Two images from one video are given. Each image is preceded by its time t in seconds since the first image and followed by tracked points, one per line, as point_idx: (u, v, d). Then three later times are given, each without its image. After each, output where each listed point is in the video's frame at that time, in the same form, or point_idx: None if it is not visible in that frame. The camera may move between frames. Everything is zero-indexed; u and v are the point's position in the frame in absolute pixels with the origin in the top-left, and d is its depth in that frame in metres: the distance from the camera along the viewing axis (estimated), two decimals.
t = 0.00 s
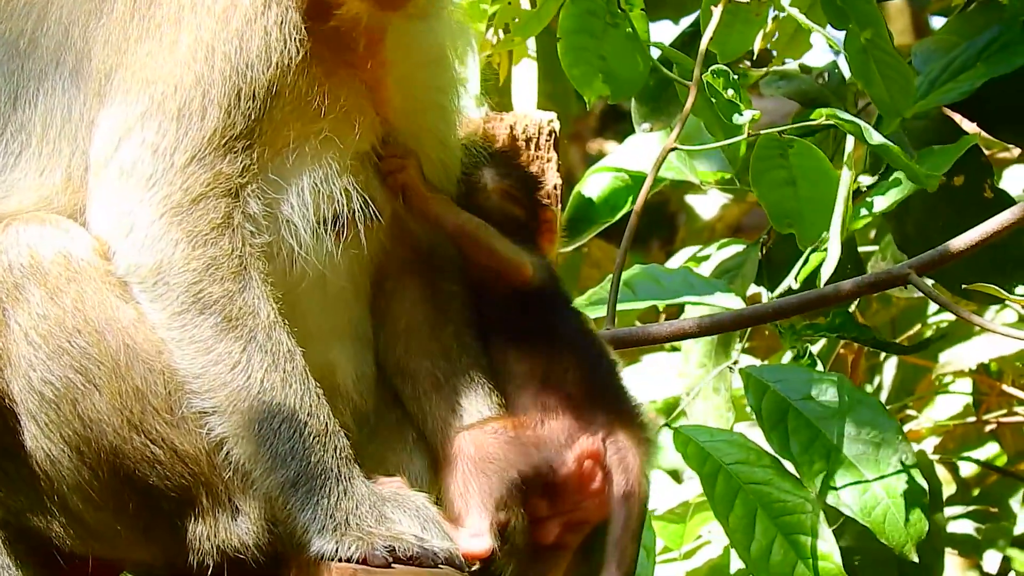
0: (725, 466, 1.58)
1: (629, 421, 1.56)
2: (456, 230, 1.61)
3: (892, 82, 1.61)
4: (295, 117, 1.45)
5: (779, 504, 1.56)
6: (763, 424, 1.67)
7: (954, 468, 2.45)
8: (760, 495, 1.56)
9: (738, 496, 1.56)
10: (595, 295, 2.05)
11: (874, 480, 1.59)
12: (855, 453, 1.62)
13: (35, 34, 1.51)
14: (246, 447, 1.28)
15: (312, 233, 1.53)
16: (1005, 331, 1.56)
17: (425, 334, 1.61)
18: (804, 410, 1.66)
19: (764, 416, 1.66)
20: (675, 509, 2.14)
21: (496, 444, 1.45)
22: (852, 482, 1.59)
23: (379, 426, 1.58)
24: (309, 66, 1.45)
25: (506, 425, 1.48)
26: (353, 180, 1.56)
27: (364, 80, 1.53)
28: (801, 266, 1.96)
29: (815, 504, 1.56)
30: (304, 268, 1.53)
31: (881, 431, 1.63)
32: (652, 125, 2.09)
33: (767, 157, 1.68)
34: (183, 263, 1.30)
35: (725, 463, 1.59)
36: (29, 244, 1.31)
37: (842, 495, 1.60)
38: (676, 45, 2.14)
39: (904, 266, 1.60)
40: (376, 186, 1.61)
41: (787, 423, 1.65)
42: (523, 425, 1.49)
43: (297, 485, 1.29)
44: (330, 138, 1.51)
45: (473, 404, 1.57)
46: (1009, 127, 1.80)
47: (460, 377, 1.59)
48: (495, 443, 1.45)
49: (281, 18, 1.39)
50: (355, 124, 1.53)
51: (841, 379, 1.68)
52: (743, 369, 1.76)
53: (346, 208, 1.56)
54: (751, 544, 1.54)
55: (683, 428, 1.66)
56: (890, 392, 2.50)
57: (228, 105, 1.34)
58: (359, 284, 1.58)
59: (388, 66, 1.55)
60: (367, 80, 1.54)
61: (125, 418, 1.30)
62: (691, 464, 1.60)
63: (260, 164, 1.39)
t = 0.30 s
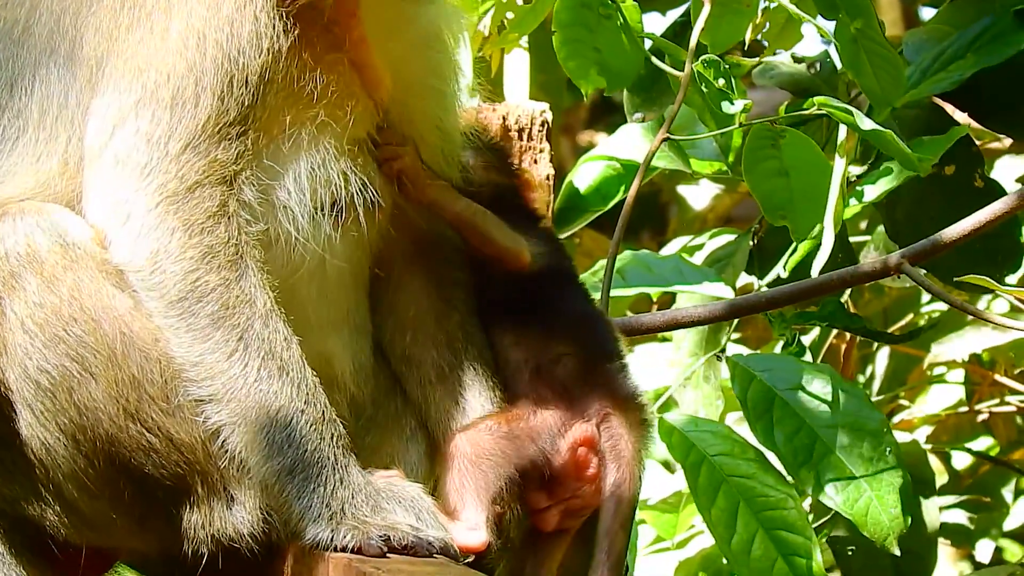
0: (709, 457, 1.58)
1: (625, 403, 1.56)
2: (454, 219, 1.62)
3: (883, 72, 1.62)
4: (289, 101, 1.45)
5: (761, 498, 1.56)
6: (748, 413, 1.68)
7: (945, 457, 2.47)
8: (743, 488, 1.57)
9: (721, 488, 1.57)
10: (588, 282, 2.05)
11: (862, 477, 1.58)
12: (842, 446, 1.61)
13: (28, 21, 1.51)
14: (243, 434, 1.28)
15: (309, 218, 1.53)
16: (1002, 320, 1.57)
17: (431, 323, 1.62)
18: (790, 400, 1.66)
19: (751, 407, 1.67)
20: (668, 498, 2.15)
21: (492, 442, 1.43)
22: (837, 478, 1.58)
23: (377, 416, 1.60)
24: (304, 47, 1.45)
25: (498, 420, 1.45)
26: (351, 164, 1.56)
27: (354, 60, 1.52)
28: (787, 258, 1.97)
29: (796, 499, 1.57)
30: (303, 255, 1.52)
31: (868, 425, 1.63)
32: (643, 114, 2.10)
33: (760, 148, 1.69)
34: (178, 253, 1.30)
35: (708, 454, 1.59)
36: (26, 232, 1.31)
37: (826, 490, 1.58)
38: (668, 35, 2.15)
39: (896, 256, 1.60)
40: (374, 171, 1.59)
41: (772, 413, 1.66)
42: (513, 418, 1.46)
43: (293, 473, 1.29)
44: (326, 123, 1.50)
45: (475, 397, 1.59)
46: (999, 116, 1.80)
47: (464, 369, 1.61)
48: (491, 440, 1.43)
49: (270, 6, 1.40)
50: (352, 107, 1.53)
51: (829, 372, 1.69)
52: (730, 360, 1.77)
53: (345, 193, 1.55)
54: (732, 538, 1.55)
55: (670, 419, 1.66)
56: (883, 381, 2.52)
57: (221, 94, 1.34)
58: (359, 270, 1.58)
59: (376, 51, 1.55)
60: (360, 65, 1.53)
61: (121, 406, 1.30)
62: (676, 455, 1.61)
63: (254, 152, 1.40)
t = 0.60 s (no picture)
0: (707, 444, 1.59)
1: (620, 385, 1.57)
2: (447, 208, 1.63)
3: (879, 62, 1.61)
4: (279, 86, 1.43)
5: (760, 482, 1.56)
6: (745, 403, 1.68)
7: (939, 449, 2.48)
8: (740, 474, 1.57)
9: (719, 474, 1.57)
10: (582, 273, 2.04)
11: (859, 462, 1.59)
12: (839, 431, 1.62)
13: (17, 9, 1.49)
14: (241, 421, 1.28)
15: (303, 205, 1.51)
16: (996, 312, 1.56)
17: (426, 308, 1.63)
18: (786, 388, 1.66)
19: (748, 396, 1.67)
20: (662, 490, 2.15)
21: (487, 430, 1.43)
22: (834, 465, 1.59)
23: (375, 405, 1.59)
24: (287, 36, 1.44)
25: (489, 409, 1.46)
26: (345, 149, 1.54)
27: (324, 44, 1.47)
28: (784, 248, 1.97)
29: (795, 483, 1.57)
30: (301, 241, 1.51)
31: (865, 415, 1.64)
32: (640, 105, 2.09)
33: (756, 139, 1.69)
34: (174, 241, 1.29)
35: (706, 441, 1.59)
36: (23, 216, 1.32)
37: (823, 477, 1.58)
38: (664, 26, 2.14)
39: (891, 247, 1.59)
40: (368, 155, 1.58)
41: (769, 402, 1.66)
42: (504, 406, 1.47)
43: (290, 460, 1.28)
44: (318, 108, 1.49)
45: (467, 382, 1.61)
46: (994, 109, 1.80)
47: (460, 354, 1.62)
48: (485, 428, 1.43)
49: None
50: (339, 95, 1.52)
51: (824, 359, 1.70)
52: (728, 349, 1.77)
53: (339, 176, 1.53)
54: (731, 523, 1.54)
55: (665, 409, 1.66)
56: (877, 374, 2.51)
57: (209, 79, 1.33)
58: (357, 257, 1.57)
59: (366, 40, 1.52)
60: (345, 52, 1.49)
61: (117, 394, 1.30)
62: (673, 443, 1.61)
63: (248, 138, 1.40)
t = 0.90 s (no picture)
0: (703, 439, 1.59)
1: (622, 363, 1.56)
2: (437, 194, 1.61)
3: (875, 54, 1.61)
4: (251, 80, 1.41)
5: (755, 478, 1.56)
6: (741, 397, 1.68)
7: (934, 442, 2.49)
8: (736, 470, 1.57)
9: (715, 470, 1.57)
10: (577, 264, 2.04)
11: (855, 458, 1.59)
12: (834, 429, 1.62)
13: None
14: (237, 408, 1.28)
15: (280, 196, 1.49)
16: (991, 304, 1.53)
17: (420, 292, 1.64)
18: (782, 383, 1.67)
19: (743, 389, 1.67)
20: (657, 482, 2.15)
21: (486, 413, 1.45)
22: (829, 461, 1.59)
23: (370, 392, 1.60)
24: (252, 25, 1.41)
25: (490, 397, 1.49)
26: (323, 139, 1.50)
27: (295, 37, 1.44)
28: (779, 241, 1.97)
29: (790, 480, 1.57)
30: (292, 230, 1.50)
31: (861, 409, 1.63)
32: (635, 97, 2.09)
33: (752, 129, 1.68)
34: (164, 234, 1.29)
35: (702, 436, 1.59)
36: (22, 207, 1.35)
37: (819, 473, 1.59)
38: (661, 17, 2.14)
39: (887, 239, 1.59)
40: (356, 145, 1.54)
41: (765, 396, 1.66)
42: (507, 391, 1.49)
43: (286, 449, 1.28)
44: (291, 100, 1.46)
45: (461, 362, 1.62)
46: (990, 101, 1.80)
47: (454, 336, 1.63)
48: (487, 415, 1.44)
49: None
50: (316, 85, 1.47)
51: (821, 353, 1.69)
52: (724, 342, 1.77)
53: (315, 167, 1.50)
54: (727, 519, 1.53)
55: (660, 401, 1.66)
56: (871, 367, 2.52)
57: (175, 72, 1.32)
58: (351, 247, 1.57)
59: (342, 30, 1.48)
60: (313, 40, 1.46)
61: (111, 382, 1.30)
62: (668, 437, 1.61)
63: (227, 129, 1.39)
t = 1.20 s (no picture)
0: (695, 430, 1.59)
1: (626, 385, 1.52)
2: (432, 189, 1.60)
3: (870, 47, 1.61)
4: (240, 71, 1.41)
5: (746, 469, 1.56)
6: (733, 389, 1.68)
7: (927, 435, 2.49)
8: (727, 460, 1.57)
9: (706, 460, 1.57)
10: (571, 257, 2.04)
11: (846, 450, 1.59)
12: (826, 420, 1.62)
13: None
14: (234, 398, 1.28)
15: (270, 186, 1.49)
16: (987, 297, 1.51)
17: (416, 287, 1.63)
18: (775, 374, 1.67)
19: (736, 380, 1.67)
20: (651, 474, 2.15)
21: (491, 415, 1.43)
22: (821, 451, 1.59)
23: (366, 384, 1.61)
24: (243, 17, 1.42)
25: (495, 399, 1.47)
26: (315, 131, 1.49)
27: (281, 33, 1.44)
28: (773, 234, 1.98)
29: (782, 471, 1.56)
30: (287, 220, 1.51)
31: (853, 399, 1.63)
32: (630, 89, 2.10)
33: (747, 122, 1.68)
34: (160, 226, 1.30)
35: (694, 427, 1.60)
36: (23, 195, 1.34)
37: (812, 464, 1.59)
38: (655, 9, 2.14)
39: (879, 231, 1.57)
40: (349, 138, 1.54)
41: (757, 387, 1.66)
42: (511, 397, 1.47)
43: (283, 438, 1.29)
44: (280, 92, 1.46)
45: (455, 360, 1.61)
46: (984, 94, 1.80)
47: (447, 333, 1.62)
48: (490, 415, 1.43)
49: None
50: (308, 80, 1.46)
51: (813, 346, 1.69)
52: (718, 333, 1.77)
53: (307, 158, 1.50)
54: (718, 509, 1.54)
55: (656, 394, 1.68)
56: (865, 359, 2.52)
57: (164, 65, 1.34)
58: (347, 237, 1.56)
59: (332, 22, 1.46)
60: (301, 33, 1.45)
61: (109, 370, 1.29)
62: (660, 429, 1.62)
63: (220, 120, 1.40)
